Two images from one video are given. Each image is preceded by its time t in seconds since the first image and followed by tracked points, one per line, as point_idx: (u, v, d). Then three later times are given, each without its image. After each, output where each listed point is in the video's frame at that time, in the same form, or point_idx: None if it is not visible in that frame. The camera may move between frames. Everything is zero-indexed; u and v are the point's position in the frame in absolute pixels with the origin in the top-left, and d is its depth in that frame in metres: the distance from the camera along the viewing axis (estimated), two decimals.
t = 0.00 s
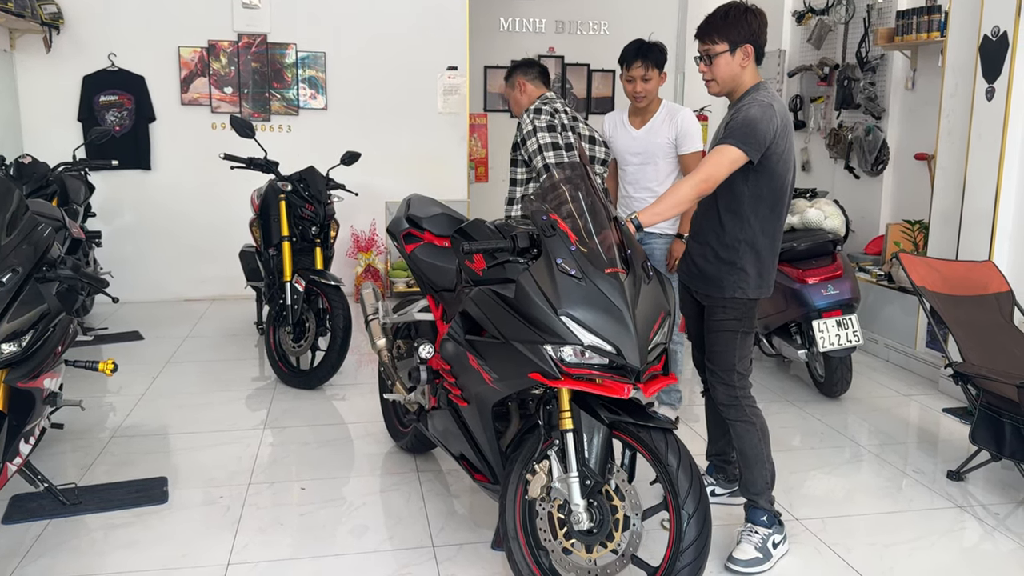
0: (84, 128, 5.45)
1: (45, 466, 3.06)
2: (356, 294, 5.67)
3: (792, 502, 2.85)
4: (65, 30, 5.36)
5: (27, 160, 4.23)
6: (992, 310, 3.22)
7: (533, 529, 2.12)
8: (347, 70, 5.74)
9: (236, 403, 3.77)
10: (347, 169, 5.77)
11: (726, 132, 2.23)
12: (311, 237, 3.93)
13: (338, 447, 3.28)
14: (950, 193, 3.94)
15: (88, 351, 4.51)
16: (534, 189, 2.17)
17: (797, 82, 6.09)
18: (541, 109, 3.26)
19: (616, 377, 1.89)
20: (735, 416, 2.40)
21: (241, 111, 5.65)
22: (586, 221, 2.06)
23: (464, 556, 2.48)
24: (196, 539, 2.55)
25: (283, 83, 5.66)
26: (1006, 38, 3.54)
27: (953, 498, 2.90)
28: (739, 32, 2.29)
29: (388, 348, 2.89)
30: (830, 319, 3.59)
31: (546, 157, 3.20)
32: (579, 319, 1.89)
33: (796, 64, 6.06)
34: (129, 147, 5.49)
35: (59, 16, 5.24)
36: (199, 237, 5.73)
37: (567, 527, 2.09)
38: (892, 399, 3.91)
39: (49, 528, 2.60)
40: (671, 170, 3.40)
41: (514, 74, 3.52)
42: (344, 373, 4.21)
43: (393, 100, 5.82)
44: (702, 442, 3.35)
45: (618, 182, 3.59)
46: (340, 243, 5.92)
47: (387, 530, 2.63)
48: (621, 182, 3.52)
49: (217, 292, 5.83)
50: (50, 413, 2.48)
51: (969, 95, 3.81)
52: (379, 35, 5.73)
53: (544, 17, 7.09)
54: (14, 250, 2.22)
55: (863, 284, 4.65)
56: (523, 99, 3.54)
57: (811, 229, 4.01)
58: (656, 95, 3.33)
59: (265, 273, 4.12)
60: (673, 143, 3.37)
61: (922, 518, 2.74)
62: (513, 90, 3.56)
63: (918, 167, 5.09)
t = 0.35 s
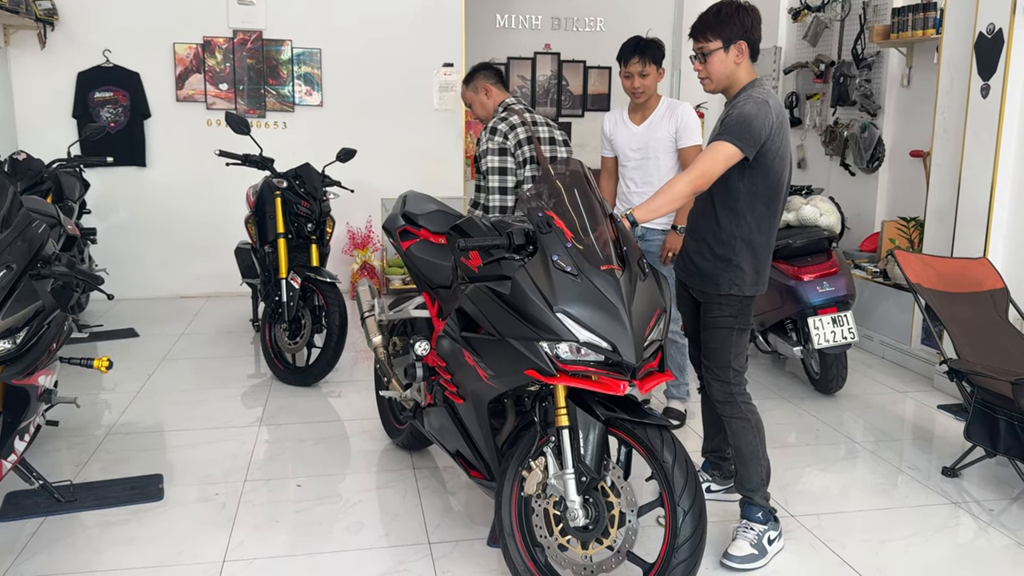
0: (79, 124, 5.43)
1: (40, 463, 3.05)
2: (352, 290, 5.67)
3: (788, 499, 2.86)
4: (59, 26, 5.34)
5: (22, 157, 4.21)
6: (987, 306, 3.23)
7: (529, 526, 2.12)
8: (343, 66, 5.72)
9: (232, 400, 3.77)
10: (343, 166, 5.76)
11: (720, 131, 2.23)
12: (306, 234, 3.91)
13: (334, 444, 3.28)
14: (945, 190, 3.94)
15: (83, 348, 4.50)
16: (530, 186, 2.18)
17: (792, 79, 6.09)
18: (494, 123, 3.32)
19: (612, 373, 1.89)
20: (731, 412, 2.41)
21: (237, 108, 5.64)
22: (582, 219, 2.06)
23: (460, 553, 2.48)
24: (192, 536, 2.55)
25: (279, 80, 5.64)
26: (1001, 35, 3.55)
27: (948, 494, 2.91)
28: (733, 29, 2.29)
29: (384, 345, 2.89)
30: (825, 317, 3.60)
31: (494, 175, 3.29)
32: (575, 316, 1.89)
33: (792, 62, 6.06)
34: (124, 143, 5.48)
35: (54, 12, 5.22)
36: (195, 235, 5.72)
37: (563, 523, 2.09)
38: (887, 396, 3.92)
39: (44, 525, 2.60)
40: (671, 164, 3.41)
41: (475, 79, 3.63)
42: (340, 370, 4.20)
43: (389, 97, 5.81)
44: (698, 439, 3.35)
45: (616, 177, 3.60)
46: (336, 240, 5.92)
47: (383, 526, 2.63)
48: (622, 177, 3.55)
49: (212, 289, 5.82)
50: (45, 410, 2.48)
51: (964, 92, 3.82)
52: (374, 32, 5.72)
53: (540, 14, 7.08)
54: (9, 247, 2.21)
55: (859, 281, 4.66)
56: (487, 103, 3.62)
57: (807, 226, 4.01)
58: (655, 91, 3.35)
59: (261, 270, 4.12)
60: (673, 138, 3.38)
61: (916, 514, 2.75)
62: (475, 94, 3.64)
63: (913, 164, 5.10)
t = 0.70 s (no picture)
0: (75, 122, 5.42)
1: (36, 461, 3.05)
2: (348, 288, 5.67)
3: (783, 496, 2.86)
4: (55, 23, 5.33)
5: (18, 154, 4.21)
6: (982, 305, 3.23)
7: (525, 524, 2.13)
8: (340, 64, 5.72)
9: (228, 397, 3.77)
10: (339, 164, 5.76)
11: (708, 135, 2.23)
12: (302, 232, 3.91)
13: (331, 442, 3.28)
14: (940, 189, 3.96)
15: (79, 346, 4.49)
16: (527, 185, 2.18)
17: (788, 78, 6.10)
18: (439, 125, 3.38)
19: (608, 371, 1.89)
20: (728, 410, 2.42)
21: (233, 106, 5.63)
22: (578, 218, 2.07)
23: (457, 551, 2.49)
24: (188, 534, 2.55)
25: (275, 77, 5.64)
26: (997, 34, 3.56)
27: (943, 491, 2.92)
28: (724, 30, 2.30)
29: (381, 342, 2.90)
30: (820, 314, 3.61)
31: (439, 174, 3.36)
32: (571, 314, 1.90)
33: (788, 60, 6.07)
34: (120, 141, 5.47)
35: (49, 9, 5.20)
36: (191, 233, 5.71)
37: (559, 521, 2.10)
38: (883, 394, 3.93)
39: (40, 522, 2.60)
40: (670, 161, 3.43)
41: (429, 72, 3.57)
42: (336, 368, 4.21)
43: (385, 95, 5.81)
44: (694, 437, 3.36)
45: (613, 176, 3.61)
46: (333, 238, 5.92)
47: (379, 524, 2.63)
48: (619, 174, 3.55)
49: (208, 287, 5.81)
50: (41, 408, 2.47)
51: (960, 91, 3.83)
52: (371, 29, 5.71)
53: (537, 12, 7.08)
54: (6, 244, 2.22)
55: (854, 279, 4.67)
56: (441, 98, 3.60)
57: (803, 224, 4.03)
58: (654, 89, 3.37)
59: (257, 268, 4.10)
60: (672, 136, 3.40)
61: (911, 512, 2.76)
62: (429, 88, 3.58)
63: (909, 163, 5.11)
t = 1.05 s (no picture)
0: (72, 120, 5.41)
1: (33, 459, 3.05)
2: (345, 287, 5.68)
3: (779, 495, 2.88)
4: (52, 21, 5.32)
5: (15, 152, 4.20)
6: (977, 304, 3.25)
7: (522, 522, 2.14)
8: (337, 63, 5.72)
9: (225, 396, 3.77)
10: (337, 163, 5.76)
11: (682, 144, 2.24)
12: (300, 231, 3.93)
13: (328, 441, 3.29)
14: (937, 189, 3.97)
15: (76, 345, 4.49)
16: (525, 183, 2.19)
17: (785, 78, 6.11)
18: (434, 112, 3.58)
19: (605, 370, 1.90)
20: (709, 409, 2.43)
21: (230, 104, 5.63)
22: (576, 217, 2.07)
23: (454, 549, 2.49)
24: (186, 533, 2.55)
25: (272, 76, 5.64)
26: (992, 34, 3.57)
27: (938, 490, 2.93)
28: (722, 35, 2.31)
29: (378, 343, 2.91)
30: (817, 314, 3.62)
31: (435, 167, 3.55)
32: (569, 313, 1.90)
33: (785, 60, 6.08)
34: (117, 140, 5.46)
35: (46, 7, 5.20)
36: (188, 231, 5.71)
37: (556, 519, 2.10)
38: (879, 393, 3.95)
39: (38, 521, 2.60)
40: (665, 160, 3.43)
41: (391, 71, 3.59)
42: (334, 367, 4.21)
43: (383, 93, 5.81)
44: (690, 436, 3.37)
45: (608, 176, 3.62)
46: (330, 236, 5.92)
47: (377, 522, 2.64)
48: (613, 174, 3.56)
49: (205, 285, 5.81)
50: (39, 406, 2.47)
51: (955, 91, 3.84)
52: (368, 28, 5.71)
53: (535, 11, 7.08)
54: (3, 243, 2.22)
55: (850, 278, 4.68)
56: (403, 97, 3.63)
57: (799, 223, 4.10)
58: (648, 89, 3.38)
59: (255, 266, 4.11)
60: (666, 135, 3.41)
61: (907, 510, 2.77)
62: (393, 86, 3.60)
63: (905, 162, 5.12)
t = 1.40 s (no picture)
0: (69, 119, 5.40)
1: (30, 459, 3.04)
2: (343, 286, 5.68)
3: (776, 494, 2.88)
4: (49, 20, 5.31)
5: (12, 151, 4.19)
6: (974, 305, 3.26)
7: (521, 520, 2.15)
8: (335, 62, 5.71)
9: (223, 395, 3.77)
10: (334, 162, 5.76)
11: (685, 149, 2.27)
12: (297, 230, 3.93)
13: (326, 440, 3.29)
14: (934, 189, 3.98)
15: (73, 344, 4.48)
16: (525, 183, 2.19)
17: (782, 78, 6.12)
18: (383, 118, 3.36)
19: (604, 368, 1.90)
20: (705, 414, 2.44)
21: (228, 103, 5.62)
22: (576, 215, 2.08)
23: (451, 548, 2.49)
24: (184, 532, 2.55)
25: (270, 75, 5.63)
26: (989, 35, 3.58)
27: (935, 490, 2.94)
28: (725, 35, 2.31)
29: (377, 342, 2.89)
30: (814, 314, 3.60)
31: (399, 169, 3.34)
32: (569, 311, 1.91)
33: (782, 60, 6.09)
34: (114, 138, 5.46)
35: (44, 6, 5.19)
36: (185, 230, 5.70)
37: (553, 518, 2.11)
38: (875, 392, 3.96)
39: (35, 519, 2.60)
40: (659, 160, 3.44)
41: (339, 71, 3.27)
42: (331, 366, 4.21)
43: (380, 93, 5.81)
44: (687, 436, 3.38)
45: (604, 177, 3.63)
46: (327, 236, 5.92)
47: (374, 522, 2.64)
48: (609, 175, 3.57)
49: (201, 285, 5.81)
50: (36, 406, 2.47)
51: (953, 92, 3.85)
52: (367, 28, 5.71)
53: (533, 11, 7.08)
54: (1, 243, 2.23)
55: (847, 279, 4.69)
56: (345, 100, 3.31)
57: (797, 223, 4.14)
58: (641, 89, 3.40)
59: (253, 266, 4.14)
60: (660, 135, 3.42)
61: (903, 510, 2.78)
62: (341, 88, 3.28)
63: (902, 163, 5.14)
